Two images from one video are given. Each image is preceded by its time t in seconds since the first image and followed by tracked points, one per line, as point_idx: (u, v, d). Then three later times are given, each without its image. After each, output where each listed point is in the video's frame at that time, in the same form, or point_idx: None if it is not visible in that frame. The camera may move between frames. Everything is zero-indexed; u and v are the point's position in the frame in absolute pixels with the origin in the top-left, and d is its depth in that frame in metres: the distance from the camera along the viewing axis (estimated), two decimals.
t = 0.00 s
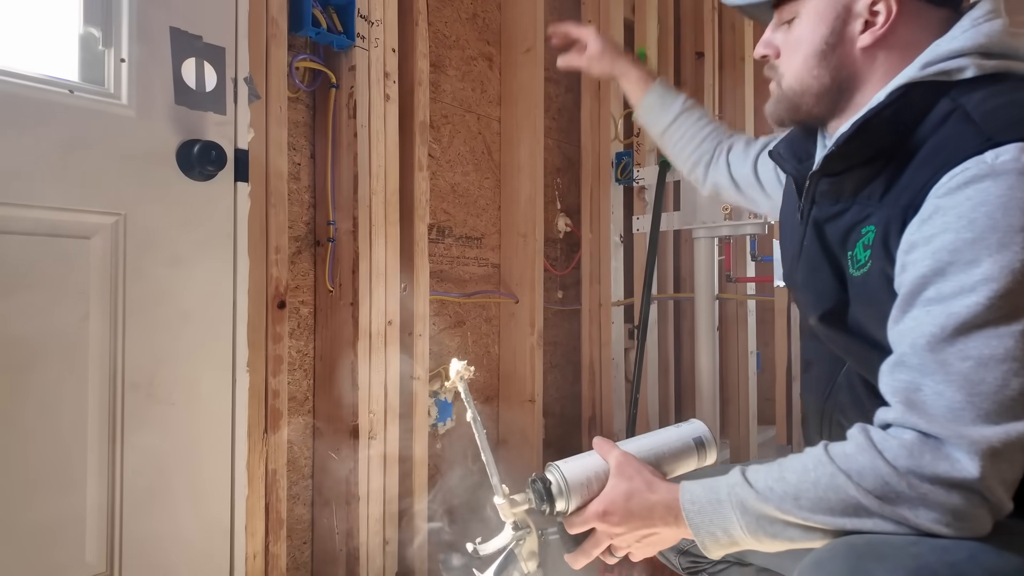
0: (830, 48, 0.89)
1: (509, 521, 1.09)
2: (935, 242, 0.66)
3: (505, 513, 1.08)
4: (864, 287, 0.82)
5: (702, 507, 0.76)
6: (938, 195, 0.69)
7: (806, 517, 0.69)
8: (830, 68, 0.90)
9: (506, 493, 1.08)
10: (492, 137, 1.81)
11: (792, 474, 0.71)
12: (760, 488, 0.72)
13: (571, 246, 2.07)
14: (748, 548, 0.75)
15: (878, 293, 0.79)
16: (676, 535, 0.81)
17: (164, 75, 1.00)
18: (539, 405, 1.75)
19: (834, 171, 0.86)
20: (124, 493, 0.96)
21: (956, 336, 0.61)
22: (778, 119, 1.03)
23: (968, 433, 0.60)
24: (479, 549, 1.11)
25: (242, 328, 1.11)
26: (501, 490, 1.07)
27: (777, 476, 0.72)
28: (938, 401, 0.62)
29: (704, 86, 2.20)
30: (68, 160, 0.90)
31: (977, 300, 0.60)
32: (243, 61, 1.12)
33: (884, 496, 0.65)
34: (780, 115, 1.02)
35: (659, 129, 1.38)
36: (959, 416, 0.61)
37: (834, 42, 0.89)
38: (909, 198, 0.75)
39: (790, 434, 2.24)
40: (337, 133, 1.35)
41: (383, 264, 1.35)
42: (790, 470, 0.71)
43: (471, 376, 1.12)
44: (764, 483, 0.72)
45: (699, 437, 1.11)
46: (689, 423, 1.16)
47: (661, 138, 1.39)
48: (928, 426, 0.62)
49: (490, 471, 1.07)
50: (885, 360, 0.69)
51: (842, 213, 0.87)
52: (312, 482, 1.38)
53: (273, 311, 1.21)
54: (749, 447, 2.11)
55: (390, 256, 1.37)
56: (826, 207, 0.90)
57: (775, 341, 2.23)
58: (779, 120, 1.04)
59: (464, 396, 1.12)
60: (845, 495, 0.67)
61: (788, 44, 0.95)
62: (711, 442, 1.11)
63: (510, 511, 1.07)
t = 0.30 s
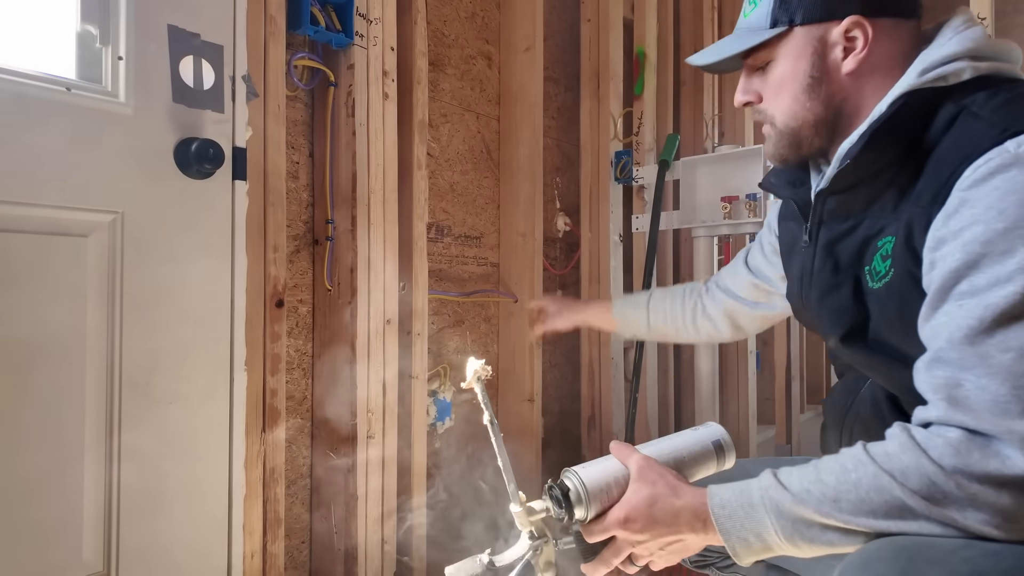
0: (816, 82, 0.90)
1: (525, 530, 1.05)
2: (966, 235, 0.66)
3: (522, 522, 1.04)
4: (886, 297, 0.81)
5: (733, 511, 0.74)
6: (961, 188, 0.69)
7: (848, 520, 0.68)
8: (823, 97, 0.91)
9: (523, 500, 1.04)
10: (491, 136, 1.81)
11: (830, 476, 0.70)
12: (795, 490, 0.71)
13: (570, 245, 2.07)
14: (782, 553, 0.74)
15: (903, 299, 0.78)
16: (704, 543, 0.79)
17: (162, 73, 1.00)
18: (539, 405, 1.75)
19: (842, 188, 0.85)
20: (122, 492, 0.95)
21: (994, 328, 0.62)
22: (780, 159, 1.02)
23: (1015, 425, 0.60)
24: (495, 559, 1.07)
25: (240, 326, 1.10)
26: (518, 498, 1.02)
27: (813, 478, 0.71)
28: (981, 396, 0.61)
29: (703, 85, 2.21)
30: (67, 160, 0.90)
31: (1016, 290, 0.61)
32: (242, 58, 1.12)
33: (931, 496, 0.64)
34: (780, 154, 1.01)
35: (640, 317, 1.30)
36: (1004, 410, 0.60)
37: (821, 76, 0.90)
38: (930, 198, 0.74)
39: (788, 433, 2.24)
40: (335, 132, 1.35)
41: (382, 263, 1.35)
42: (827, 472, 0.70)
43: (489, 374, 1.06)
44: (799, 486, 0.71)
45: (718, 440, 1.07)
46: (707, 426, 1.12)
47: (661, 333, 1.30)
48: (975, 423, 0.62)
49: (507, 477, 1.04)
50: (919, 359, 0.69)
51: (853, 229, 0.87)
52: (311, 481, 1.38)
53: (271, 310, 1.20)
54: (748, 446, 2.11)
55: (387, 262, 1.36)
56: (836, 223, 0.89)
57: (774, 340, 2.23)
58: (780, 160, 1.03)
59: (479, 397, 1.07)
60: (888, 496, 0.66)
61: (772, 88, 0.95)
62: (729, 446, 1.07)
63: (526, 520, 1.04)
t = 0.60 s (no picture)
0: (798, 93, 0.89)
1: (530, 525, 1.02)
2: (964, 233, 0.65)
3: (527, 517, 1.01)
4: (885, 299, 0.80)
5: (739, 509, 0.74)
6: (958, 186, 0.68)
7: (856, 519, 0.68)
8: (809, 107, 0.89)
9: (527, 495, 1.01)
10: (490, 136, 1.81)
11: (839, 475, 0.70)
12: (803, 488, 0.71)
13: (569, 245, 2.07)
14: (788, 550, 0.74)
15: (903, 300, 0.77)
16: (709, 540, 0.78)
17: (159, 74, 1.00)
18: (537, 405, 1.75)
19: (836, 192, 0.85)
20: (118, 492, 0.95)
21: (997, 326, 0.61)
22: (767, 169, 0.98)
23: None
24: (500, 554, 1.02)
25: (237, 325, 1.10)
26: (524, 493, 0.99)
27: (822, 476, 0.71)
28: (987, 395, 0.61)
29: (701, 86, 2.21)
30: (65, 160, 0.90)
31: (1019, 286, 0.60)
32: (239, 58, 1.12)
33: (941, 496, 0.63)
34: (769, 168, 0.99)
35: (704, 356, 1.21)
36: (1011, 408, 0.60)
37: (803, 86, 0.88)
38: (925, 198, 0.73)
39: (786, 433, 2.25)
40: (333, 132, 1.35)
41: (380, 264, 1.35)
42: (836, 470, 0.70)
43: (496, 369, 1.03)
44: (807, 483, 0.71)
45: (726, 439, 1.07)
46: (714, 425, 1.12)
47: (729, 371, 1.21)
48: (984, 422, 0.61)
49: (513, 471, 1.00)
50: (923, 358, 0.68)
51: (846, 233, 0.87)
52: (309, 483, 1.37)
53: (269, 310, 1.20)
54: (746, 445, 2.11)
55: (386, 260, 1.36)
56: (830, 226, 0.88)
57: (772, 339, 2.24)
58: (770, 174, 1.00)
59: (486, 392, 1.02)
60: (897, 494, 0.65)
61: (754, 102, 0.94)
62: (736, 444, 1.08)
63: (532, 515, 1.01)
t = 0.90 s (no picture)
0: (758, 89, 0.90)
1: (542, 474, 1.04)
2: (924, 230, 0.64)
3: (540, 466, 1.03)
4: (866, 294, 0.79)
5: (729, 483, 0.76)
6: (916, 180, 0.66)
7: (834, 505, 0.68)
8: (770, 103, 0.90)
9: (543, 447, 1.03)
10: (489, 136, 1.81)
11: (821, 462, 0.70)
12: (788, 472, 0.72)
13: (569, 246, 2.07)
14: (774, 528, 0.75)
15: (883, 295, 0.76)
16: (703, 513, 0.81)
17: (159, 74, 1.00)
18: (537, 405, 1.75)
19: (810, 190, 0.84)
20: (118, 493, 0.95)
21: (964, 324, 0.60)
22: (734, 167, 1.00)
23: (992, 425, 0.59)
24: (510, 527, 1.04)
25: (237, 326, 1.10)
26: (539, 445, 1.01)
27: (805, 462, 0.71)
28: (957, 393, 0.60)
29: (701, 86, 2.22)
30: (64, 161, 0.90)
31: (977, 284, 0.59)
32: (238, 59, 1.12)
33: (915, 489, 0.64)
34: (735, 164, 1.00)
35: (765, 389, 1.18)
36: (981, 406, 0.59)
37: (763, 82, 0.89)
38: (890, 193, 0.71)
39: (786, 434, 2.25)
40: (333, 132, 1.35)
41: (380, 264, 1.35)
42: (820, 457, 0.71)
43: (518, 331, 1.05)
44: (792, 468, 0.72)
45: (749, 424, 0.98)
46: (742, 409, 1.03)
47: (791, 391, 1.19)
48: (952, 422, 0.61)
49: (528, 421, 1.02)
50: (897, 357, 0.67)
51: (824, 232, 0.86)
52: (308, 483, 1.37)
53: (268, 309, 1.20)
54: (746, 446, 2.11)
55: (386, 261, 1.36)
56: (809, 224, 0.88)
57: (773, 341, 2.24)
58: (738, 170, 1.01)
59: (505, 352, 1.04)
60: (872, 485, 0.66)
61: (718, 98, 0.95)
62: (760, 430, 0.98)
63: (546, 465, 1.02)
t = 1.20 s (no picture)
0: (713, 51, 0.89)
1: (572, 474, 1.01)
2: (892, 189, 0.61)
3: (569, 467, 0.99)
4: (856, 249, 0.78)
5: (752, 462, 0.75)
6: (879, 137, 0.63)
7: (855, 474, 0.67)
8: (726, 64, 0.89)
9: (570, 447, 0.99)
10: (489, 136, 1.81)
11: (834, 435, 0.69)
12: (805, 447, 0.71)
13: (569, 246, 2.07)
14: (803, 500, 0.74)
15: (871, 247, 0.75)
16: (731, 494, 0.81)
17: (159, 74, 1.00)
18: (536, 405, 1.75)
19: (784, 152, 0.82)
20: (117, 493, 0.95)
21: (948, 277, 0.57)
22: (708, 132, 1.00)
23: (989, 372, 0.56)
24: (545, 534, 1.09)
25: (236, 327, 1.10)
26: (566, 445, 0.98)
27: (820, 435, 0.70)
28: (949, 343, 0.58)
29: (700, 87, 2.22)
30: (64, 161, 0.90)
31: (952, 236, 0.56)
32: (238, 59, 1.12)
33: (926, 446, 0.62)
34: (706, 128, 0.99)
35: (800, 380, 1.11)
36: (974, 353, 0.57)
37: (717, 44, 0.88)
38: (856, 150, 0.68)
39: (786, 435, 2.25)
40: (332, 132, 1.35)
41: (379, 265, 1.34)
42: (832, 428, 0.70)
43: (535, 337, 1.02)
44: (809, 442, 0.71)
45: (770, 407, 0.98)
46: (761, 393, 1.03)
47: (834, 358, 1.12)
48: (949, 375, 0.59)
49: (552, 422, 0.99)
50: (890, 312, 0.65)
51: (806, 191, 0.84)
52: (308, 483, 1.37)
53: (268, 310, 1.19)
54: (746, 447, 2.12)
55: (385, 261, 1.36)
56: (787, 187, 0.85)
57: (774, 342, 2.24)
58: (711, 135, 1.01)
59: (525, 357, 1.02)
60: (886, 450, 0.64)
61: (678, 63, 0.95)
62: (781, 411, 0.99)
63: (574, 465, 0.98)
